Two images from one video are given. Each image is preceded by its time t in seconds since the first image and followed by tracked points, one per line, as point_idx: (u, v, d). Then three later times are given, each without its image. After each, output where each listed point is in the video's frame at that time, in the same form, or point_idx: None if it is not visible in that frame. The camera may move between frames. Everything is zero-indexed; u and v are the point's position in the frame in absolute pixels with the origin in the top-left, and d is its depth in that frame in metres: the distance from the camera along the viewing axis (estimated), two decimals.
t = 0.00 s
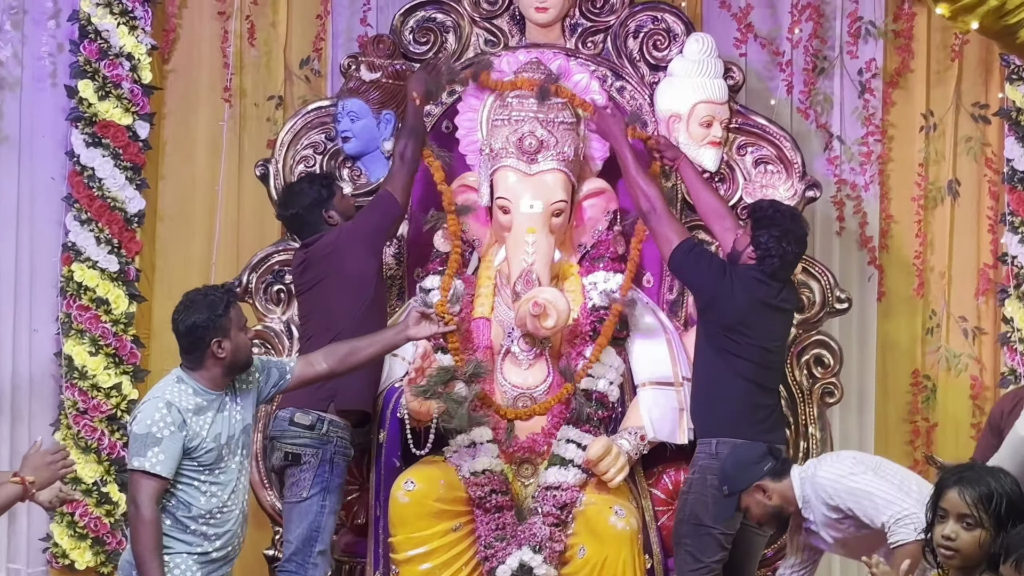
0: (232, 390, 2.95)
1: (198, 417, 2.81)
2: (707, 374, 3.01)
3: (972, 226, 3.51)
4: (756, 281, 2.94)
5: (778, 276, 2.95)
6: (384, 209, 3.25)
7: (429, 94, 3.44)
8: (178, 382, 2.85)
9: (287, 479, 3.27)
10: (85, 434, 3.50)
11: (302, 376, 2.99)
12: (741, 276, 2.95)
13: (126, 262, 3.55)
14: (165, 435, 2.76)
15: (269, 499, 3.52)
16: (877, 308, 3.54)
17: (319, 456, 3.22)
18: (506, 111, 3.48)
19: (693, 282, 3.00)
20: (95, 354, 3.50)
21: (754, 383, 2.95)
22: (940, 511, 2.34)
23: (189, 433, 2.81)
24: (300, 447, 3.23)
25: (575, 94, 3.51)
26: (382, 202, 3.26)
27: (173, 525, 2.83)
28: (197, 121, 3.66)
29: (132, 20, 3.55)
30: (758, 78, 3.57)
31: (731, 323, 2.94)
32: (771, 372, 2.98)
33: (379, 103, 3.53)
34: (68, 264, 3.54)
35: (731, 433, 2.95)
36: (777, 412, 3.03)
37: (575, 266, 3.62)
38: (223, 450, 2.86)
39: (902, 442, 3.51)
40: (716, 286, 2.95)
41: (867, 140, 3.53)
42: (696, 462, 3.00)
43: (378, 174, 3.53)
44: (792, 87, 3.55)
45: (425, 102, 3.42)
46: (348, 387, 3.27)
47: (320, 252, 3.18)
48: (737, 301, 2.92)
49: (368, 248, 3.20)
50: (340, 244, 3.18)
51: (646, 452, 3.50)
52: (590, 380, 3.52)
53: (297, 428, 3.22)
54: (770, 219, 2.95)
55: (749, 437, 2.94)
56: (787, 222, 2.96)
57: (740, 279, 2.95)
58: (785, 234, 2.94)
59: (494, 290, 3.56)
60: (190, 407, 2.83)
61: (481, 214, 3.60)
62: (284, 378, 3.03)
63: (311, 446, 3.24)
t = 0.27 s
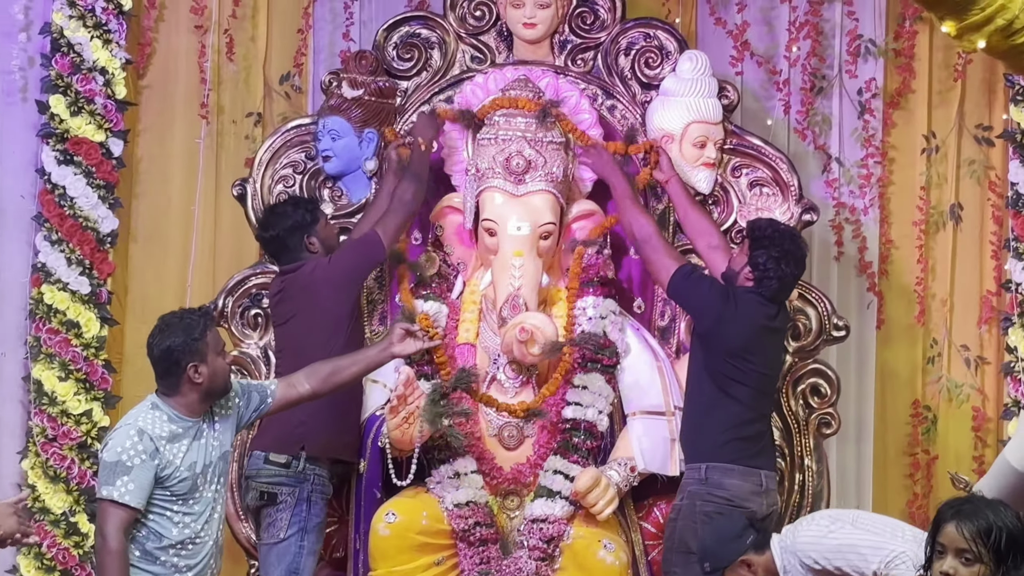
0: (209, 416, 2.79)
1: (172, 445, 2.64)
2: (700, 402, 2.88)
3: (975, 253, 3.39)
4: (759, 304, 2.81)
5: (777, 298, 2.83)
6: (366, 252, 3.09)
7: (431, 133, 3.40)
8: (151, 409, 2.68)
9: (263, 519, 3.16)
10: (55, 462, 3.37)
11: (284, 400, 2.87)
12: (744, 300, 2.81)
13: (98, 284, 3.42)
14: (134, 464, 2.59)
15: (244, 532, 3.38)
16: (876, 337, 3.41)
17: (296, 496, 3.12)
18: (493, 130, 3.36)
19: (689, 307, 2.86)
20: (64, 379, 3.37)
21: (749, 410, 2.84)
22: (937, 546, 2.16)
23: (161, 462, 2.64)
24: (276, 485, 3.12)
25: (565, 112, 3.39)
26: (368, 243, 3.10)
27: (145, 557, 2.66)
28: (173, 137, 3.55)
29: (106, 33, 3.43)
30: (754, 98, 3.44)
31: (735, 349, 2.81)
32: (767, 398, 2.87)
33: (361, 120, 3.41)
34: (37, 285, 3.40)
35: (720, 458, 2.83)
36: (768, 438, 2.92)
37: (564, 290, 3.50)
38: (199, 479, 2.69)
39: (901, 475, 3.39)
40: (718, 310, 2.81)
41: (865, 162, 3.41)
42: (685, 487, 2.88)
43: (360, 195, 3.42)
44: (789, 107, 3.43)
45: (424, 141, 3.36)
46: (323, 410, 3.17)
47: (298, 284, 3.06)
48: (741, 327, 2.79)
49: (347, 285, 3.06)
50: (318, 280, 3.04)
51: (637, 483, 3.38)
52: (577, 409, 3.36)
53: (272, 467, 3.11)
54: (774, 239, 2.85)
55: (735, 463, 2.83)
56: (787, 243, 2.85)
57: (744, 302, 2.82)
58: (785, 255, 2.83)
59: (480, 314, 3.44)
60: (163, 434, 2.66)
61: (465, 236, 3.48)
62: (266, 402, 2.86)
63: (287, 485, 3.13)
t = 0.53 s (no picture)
0: (190, 437, 2.66)
1: (153, 466, 2.51)
2: (689, 433, 2.77)
3: (978, 271, 3.30)
4: (761, 330, 2.73)
5: (779, 323, 2.75)
6: (345, 277, 2.96)
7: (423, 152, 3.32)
8: (130, 429, 2.55)
9: (247, 546, 3.03)
10: (29, 485, 3.25)
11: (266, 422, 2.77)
12: (747, 326, 2.72)
13: (75, 300, 3.32)
14: (113, 487, 2.45)
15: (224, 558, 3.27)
16: (877, 357, 3.32)
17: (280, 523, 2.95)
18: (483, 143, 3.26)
19: (691, 340, 2.72)
20: (39, 399, 3.26)
21: (743, 439, 2.75)
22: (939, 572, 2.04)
23: (142, 484, 2.50)
24: (258, 510, 2.96)
25: (557, 125, 3.29)
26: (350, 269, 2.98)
27: None
28: (153, 151, 3.46)
29: (84, 42, 3.33)
30: (752, 110, 3.35)
31: (740, 379, 2.71)
32: (763, 428, 2.78)
33: (348, 132, 3.31)
34: (12, 301, 3.28)
35: (710, 488, 2.72)
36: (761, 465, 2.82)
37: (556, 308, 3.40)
38: (181, 502, 2.56)
39: (902, 499, 3.30)
40: (723, 340, 2.70)
41: (866, 177, 3.31)
42: (675, 517, 2.77)
43: (345, 210, 3.32)
44: (787, 120, 3.33)
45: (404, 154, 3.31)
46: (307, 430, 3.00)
47: (274, 305, 2.96)
48: (747, 357, 2.69)
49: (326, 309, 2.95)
50: (295, 303, 2.94)
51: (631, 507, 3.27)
52: (569, 432, 3.27)
53: (255, 492, 2.96)
54: (768, 260, 2.73)
55: (728, 492, 2.72)
56: (786, 263, 2.74)
57: (747, 330, 2.72)
58: (784, 277, 2.73)
59: (469, 333, 3.33)
60: (143, 455, 2.53)
61: (454, 251, 3.38)
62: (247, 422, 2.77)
63: (272, 513, 2.97)
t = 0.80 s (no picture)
0: (171, 454, 2.60)
1: (136, 484, 2.45)
2: (677, 454, 2.71)
3: (972, 284, 3.26)
4: (745, 342, 2.67)
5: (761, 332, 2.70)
6: (319, 295, 2.87)
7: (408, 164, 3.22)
8: (112, 445, 2.49)
9: (233, 564, 2.95)
10: (7, 502, 3.18)
11: (248, 437, 2.71)
12: (729, 340, 2.67)
13: (54, 313, 3.25)
14: (97, 504, 2.39)
15: None
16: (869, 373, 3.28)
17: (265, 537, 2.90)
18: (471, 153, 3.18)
19: (677, 363, 2.66)
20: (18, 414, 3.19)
21: (733, 455, 2.70)
22: None
23: (125, 501, 2.44)
24: (242, 526, 2.90)
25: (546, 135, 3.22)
26: (324, 285, 2.88)
27: None
28: (134, 161, 3.41)
29: (64, 51, 3.27)
30: (743, 121, 3.29)
31: (728, 395, 2.66)
32: (751, 441, 2.74)
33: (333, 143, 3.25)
34: None
35: (700, 503, 2.67)
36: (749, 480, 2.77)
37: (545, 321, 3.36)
38: (165, 519, 2.50)
39: (895, 517, 3.25)
40: (707, 359, 2.64)
41: (859, 189, 3.27)
42: (664, 533, 2.72)
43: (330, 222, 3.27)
44: (779, 131, 3.29)
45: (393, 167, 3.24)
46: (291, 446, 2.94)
47: (254, 323, 2.93)
48: (733, 372, 2.64)
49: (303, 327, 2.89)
50: (273, 321, 2.90)
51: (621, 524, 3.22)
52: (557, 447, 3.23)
53: (238, 508, 2.91)
54: (742, 267, 2.67)
55: (718, 506, 2.67)
56: (759, 269, 2.68)
57: (731, 344, 2.67)
58: (759, 282, 2.67)
59: (456, 347, 3.28)
60: (127, 471, 2.47)
61: (441, 264, 3.31)
62: (229, 437, 2.71)
63: (258, 528, 2.91)
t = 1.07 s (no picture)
0: (155, 463, 2.57)
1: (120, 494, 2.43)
2: (664, 463, 2.69)
3: (962, 291, 3.24)
4: (715, 345, 2.68)
5: (733, 334, 2.70)
6: (290, 304, 2.82)
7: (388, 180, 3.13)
8: (97, 455, 2.45)
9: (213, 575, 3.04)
10: None
11: (232, 446, 2.69)
12: (701, 345, 2.67)
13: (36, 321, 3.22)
14: (82, 515, 2.36)
15: None
16: (859, 380, 3.25)
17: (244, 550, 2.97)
18: (458, 160, 3.13)
19: (650, 376, 2.66)
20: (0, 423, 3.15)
21: (717, 460, 2.69)
22: None
23: (110, 511, 2.41)
24: (220, 537, 2.99)
25: (532, 141, 3.19)
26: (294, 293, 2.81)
27: None
28: (117, 167, 3.38)
29: (47, 56, 3.24)
30: (731, 126, 3.27)
31: (706, 402, 2.65)
32: (735, 444, 2.73)
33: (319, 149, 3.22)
34: None
35: (688, 510, 2.65)
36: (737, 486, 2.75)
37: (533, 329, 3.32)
38: (149, 529, 2.48)
39: (885, 526, 3.23)
40: (680, 368, 2.64)
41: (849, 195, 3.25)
42: (654, 541, 2.69)
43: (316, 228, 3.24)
44: (768, 136, 3.26)
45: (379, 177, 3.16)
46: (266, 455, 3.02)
47: (235, 333, 2.92)
48: (708, 377, 2.64)
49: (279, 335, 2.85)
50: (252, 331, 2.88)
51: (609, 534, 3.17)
52: (545, 456, 3.19)
53: (215, 519, 3.01)
54: (710, 271, 2.67)
55: (707, 513, 2.65)
56: (726, 271, 2.68)
57: (700, 350, 2.67)
58: (727, 285, 2.67)
59: (443, 355, 3.25)
60: (111, 481, 2.44)
61: (429, 272, 3.26)
62: (213, 446, 2.69)
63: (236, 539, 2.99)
